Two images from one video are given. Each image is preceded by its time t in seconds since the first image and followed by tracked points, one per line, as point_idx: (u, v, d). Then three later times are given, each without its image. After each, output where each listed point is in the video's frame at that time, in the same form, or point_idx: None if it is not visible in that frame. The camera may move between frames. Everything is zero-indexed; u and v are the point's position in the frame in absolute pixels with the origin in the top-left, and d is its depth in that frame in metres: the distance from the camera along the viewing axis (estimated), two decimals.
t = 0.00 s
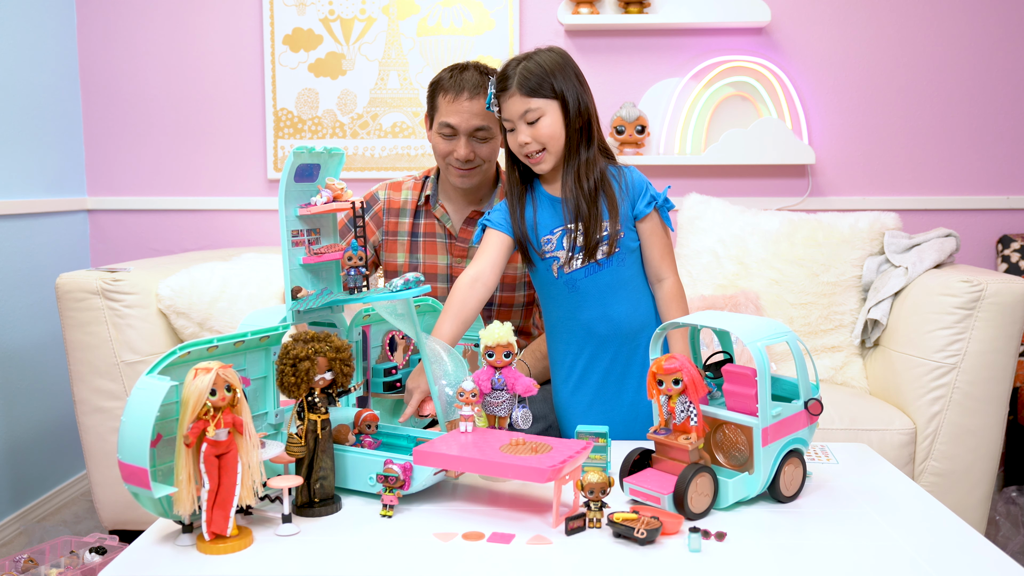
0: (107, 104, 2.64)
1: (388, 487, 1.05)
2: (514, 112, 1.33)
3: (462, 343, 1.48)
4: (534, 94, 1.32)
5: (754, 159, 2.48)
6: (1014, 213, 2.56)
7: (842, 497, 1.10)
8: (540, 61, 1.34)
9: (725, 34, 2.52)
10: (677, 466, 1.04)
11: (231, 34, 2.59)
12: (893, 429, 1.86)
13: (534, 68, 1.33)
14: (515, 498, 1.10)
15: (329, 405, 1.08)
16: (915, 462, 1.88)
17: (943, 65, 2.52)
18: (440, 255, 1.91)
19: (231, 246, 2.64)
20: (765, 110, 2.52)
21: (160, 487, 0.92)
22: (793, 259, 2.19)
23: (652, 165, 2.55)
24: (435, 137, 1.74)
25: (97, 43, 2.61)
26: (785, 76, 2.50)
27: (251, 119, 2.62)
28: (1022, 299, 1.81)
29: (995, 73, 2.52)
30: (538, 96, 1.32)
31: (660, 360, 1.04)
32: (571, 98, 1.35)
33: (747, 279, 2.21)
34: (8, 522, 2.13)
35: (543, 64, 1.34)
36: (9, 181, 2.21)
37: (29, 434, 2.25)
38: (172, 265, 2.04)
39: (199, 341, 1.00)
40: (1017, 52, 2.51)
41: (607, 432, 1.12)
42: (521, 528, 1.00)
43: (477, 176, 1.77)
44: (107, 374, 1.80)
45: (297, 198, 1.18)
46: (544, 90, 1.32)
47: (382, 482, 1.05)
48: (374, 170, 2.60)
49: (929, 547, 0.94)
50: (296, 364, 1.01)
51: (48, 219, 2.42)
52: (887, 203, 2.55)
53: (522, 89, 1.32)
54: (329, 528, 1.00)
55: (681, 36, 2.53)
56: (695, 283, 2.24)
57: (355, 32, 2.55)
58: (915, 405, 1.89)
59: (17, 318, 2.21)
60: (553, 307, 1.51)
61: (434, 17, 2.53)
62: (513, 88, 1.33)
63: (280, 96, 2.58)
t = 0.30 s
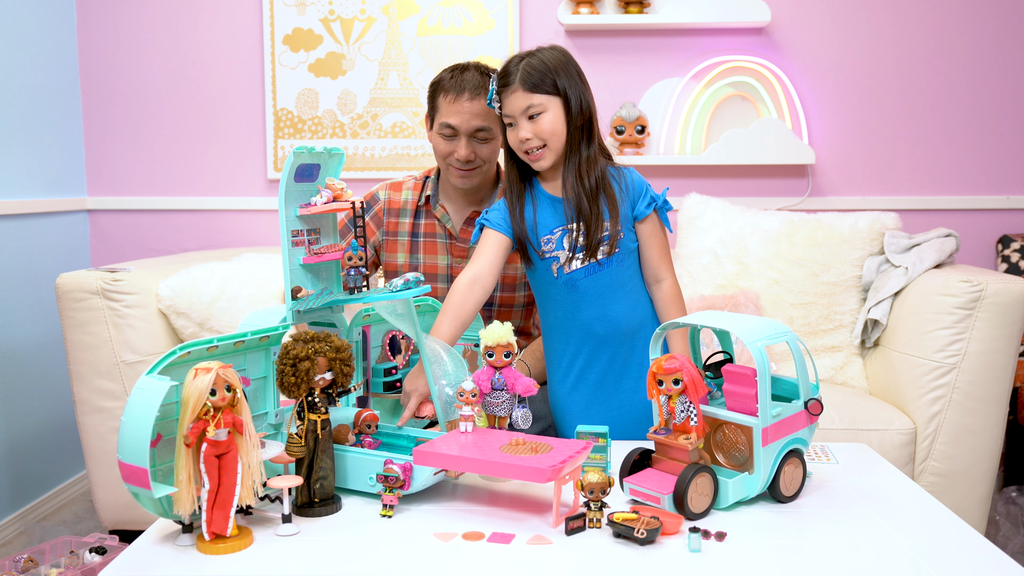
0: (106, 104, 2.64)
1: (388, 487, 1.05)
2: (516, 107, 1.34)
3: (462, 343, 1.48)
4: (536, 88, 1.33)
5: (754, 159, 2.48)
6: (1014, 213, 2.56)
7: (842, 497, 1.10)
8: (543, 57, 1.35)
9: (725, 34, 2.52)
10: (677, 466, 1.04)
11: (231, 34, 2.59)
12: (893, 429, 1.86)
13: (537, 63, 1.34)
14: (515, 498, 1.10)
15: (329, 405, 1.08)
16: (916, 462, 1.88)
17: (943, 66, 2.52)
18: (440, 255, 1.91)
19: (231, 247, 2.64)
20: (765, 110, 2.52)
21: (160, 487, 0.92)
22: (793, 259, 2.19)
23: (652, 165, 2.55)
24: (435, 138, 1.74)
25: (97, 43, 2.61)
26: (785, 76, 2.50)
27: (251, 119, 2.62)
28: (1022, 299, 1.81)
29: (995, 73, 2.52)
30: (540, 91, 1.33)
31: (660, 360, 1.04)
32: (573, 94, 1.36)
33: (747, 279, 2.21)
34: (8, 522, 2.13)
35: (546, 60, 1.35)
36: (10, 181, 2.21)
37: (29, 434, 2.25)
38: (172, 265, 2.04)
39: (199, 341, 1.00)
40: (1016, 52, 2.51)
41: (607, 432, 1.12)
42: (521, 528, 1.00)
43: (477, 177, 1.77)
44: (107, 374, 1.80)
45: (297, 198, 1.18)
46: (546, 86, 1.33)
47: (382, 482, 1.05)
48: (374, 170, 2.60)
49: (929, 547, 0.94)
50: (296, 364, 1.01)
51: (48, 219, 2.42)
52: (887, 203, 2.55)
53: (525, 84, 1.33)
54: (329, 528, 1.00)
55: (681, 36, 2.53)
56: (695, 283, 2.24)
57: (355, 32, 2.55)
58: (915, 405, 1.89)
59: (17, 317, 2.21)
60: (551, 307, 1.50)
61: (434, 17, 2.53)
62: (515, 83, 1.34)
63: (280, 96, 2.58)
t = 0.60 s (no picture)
0: (107, 104, 2.64)
1: (388, 487, 1.05)
2: (539, 100, 1.37)
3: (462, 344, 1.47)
4: (559, 82, 1.36)
5: (754, 159, 2.48)
6: (1014, 213, 2.56)
7: (842, 497, 1.10)
8: (570, 54, 1.37)
9: (725, 34, 2.52)
10: (677, 466, 1.04)
11: (231, 34, 2.59)
12: (893, 429, 1.86)
13: (563, 59, 1.37)
14: (515, 498, 1.10)
15: (329, 405, 1.08)
16: (915, 462, 1.88)
17: (943, 66, 2.52)
18: (441, 256, 1.91)
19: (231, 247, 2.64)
20: (765, 110, 2.52)
21: (160, 487, 0.92)
22: (793, 259, 2.19)
23: (652, 165, 2.55)
24: (436, 139, 1.74)
25: (97, 43, 2.61)
26: (785, 76, 2.50)
27: (251, 119, 2.62)
28: (1022, 299, 1.81)
29: (995, 73, 2.52)
30: (562, 85, 1.36)
31: (660, 360, 1.04)
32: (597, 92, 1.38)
33: (747, 279, 2.20)
34: (8, 523, 2.13)
35: (572, 57, 1.38)
36: (10, 181, 2.21)
37: (29, 434, 2.25)
38: (172, 265, 2.04)
39: (199, 341, 1.00)
40: (1016, 52, 2.51)
41: (607, 432, 1.12)
42: (521, 528, 1.00)
43: (478, 177, 1.77)
44: (107, 374, 1.80)
45: (297, 198, 1.18)
46: (569, 81, 1.36)
47: (382, 482, 1.05)
48: (374, 170, 2.60)
49: (929, 547, 0.94)
50: (296, 364, 1.01)
51: (48, 219, 2.42)
52: (887, 203, 2.55)
53: (549, 77, 1.36)
54: (329, 528, 1.00)
55: (681, 36, 2.53)
56: (695, 283, 2.23)
57: (355, 32, 2.55)
58: (915, 405, 1.89)
59: (17, 317, 2.21)
60: (552, 304, 1.49)
61: (434, 17, 2.52)
62: (539, 77, 1.37)
63: (280, 96, 2.58)
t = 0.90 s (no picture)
0: (107, 104, 2.64)
1: (388, 487, 1.05)
2: (575, 91, 1.39)
3: (463, 344, 1.47)
4: (595, 72, 1.37)
5: (754, 159, 2.48)
6: (1014, 213, 2.56)
7: (842, 497, 1.10)
8: (614, 51, 1.39)
9: (724, 34, 2.52)
10: (677, 466, 1.04)
11: (231, 34, 2.59)
12: (893, 429, 1.86)
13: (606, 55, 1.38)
14: (515, 498, 1.10)
15: (329, 405, 1.08)
16: (916, 462, 1.88)
17: (943, 66, 2.52)
18: (440, 256, 1.91)
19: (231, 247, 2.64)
20: (765, 110, 2.52)
21: (160, 487, 0.92)
22: (793, 259, 2.19)
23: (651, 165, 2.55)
24: (441, 137, 1.72)
25: (97, 43, 2.61)
26: (785, 76, 2.50)
27: (251, 119, 2.62)
28: (1022, 299, 1.81)
29: (994, 73, 2.52)
30: (599, 75, 1.37)
31: (660, 360, 1.05)
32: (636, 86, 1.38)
33: (746, 279, 2.20)
34: (8, 523, 2.13)
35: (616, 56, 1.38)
36: (9, 181, 2.21)
37: (29, 434, 2.25)
38: (172, 265, 2.04)
39: (199, 341, 1.00)
40: (1016, 52, 2.51)
41: (607, 432, 1.12)
42: (521, 528, 1.00)
43: (484, 176, 1.76)
44: (107, 374, 1.80)
45: (297, 198, 1.18)
46: (607, 72, 1.37)
47: (382, 482, 1.05)
48: (374, 170, 2.60)
49: (929, 547, 0.94)
50: (296, 364, 1.01)
51: (48, 219, 2.42)
52: (887, 203, 2.55)
53: (587, 67, 1.38)
54: (329, 528, 1.00)
55: (681, 36, 2.53)
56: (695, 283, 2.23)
57: (355, 32, 2.55)
58: (915, 406, 1.89)
59: (17, 317, 2.21)
60: (595, 304, 1.52)
61: (434, 17, 2.52)
62: (577, 69, 1.39)
63: (280, 96, 2.58)
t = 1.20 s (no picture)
0: (106, 104, 2.64)
1: (388, 487, 1.05)
2: (598, 64, 1.43)
3: (463, 344, 1.47)
4: (619, 48, 1.41)
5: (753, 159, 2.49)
6: (1014, 213, 2.56)
7: (842, 497, 1.10)
8: (637, 28, 1.43)
9: (724, 34, 2.52)
10: (677, 466, 1.04)
11: (231, 34, 2.59)
12: (893, 429, 1.86)
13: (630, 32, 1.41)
14: (515, 498, 1.10)
15: (329, 405, 1.08)
16: (916, 462, 1.88)
17: (943, 65, 2.52)
18: (441, 256, 1.91)
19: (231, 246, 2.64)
20: (765, 110, 2.52)
21: (159, 487, 0.92)
22: (793, 259, 2.19)
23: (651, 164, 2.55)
24: (469, 132, 1.80)
25: (98, 43, 2.61)
26: (785, 76, 2.50)
27: (251, 119, 2.62)
28: (1022, 299, 1.82)
29: (994, 73, 2.52)
30: (622, 50, 1.41)
31: (660, 360, 1.05)
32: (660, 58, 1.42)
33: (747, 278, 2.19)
34: (8, 522, 2.13)
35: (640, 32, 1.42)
36: (9, 181, 2.21)
37: (29, 434, 2.25)
38: (172, 265, 2.04)
39: (199, 341, 1.00)
40: (1016, 52, 2.51)
41: (607, 432, 1.12)
42: (521, 528, 1.00)
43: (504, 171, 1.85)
44: (107, 374, 1.80)
45: (297, 198, 1.18)
46: (631, 47, 1.41)
47: (382, 482, 1.05)
48: (374, 170, 2.59)
49: (929, 547, 0.94)
50: (296, 364, 1.01)
51: (48, 219, 2.42)
52: (887, 203, 2.55)
53: (610, 42, 1.41)
54: (329, 528, 1.00)
55: (680, 36, 2.53)
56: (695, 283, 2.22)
57: (355, 32, 2.55)
58: (915, 406, 1.89)
59: (17, 317, 2.21)
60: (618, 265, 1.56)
61: (434, 17, 2.52)
62: (601, 43, 1.43)
63: (280, 96, 2.58)
